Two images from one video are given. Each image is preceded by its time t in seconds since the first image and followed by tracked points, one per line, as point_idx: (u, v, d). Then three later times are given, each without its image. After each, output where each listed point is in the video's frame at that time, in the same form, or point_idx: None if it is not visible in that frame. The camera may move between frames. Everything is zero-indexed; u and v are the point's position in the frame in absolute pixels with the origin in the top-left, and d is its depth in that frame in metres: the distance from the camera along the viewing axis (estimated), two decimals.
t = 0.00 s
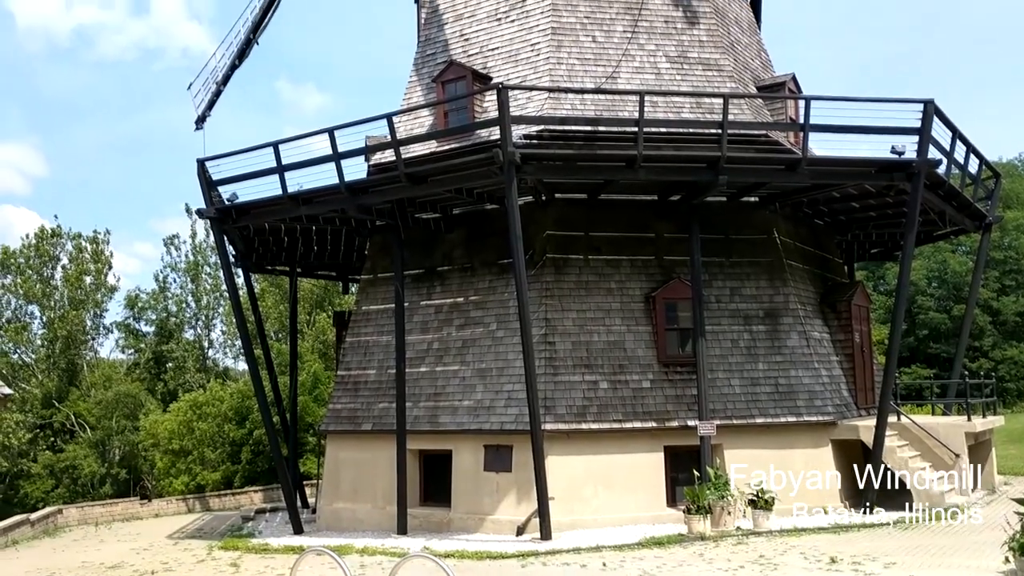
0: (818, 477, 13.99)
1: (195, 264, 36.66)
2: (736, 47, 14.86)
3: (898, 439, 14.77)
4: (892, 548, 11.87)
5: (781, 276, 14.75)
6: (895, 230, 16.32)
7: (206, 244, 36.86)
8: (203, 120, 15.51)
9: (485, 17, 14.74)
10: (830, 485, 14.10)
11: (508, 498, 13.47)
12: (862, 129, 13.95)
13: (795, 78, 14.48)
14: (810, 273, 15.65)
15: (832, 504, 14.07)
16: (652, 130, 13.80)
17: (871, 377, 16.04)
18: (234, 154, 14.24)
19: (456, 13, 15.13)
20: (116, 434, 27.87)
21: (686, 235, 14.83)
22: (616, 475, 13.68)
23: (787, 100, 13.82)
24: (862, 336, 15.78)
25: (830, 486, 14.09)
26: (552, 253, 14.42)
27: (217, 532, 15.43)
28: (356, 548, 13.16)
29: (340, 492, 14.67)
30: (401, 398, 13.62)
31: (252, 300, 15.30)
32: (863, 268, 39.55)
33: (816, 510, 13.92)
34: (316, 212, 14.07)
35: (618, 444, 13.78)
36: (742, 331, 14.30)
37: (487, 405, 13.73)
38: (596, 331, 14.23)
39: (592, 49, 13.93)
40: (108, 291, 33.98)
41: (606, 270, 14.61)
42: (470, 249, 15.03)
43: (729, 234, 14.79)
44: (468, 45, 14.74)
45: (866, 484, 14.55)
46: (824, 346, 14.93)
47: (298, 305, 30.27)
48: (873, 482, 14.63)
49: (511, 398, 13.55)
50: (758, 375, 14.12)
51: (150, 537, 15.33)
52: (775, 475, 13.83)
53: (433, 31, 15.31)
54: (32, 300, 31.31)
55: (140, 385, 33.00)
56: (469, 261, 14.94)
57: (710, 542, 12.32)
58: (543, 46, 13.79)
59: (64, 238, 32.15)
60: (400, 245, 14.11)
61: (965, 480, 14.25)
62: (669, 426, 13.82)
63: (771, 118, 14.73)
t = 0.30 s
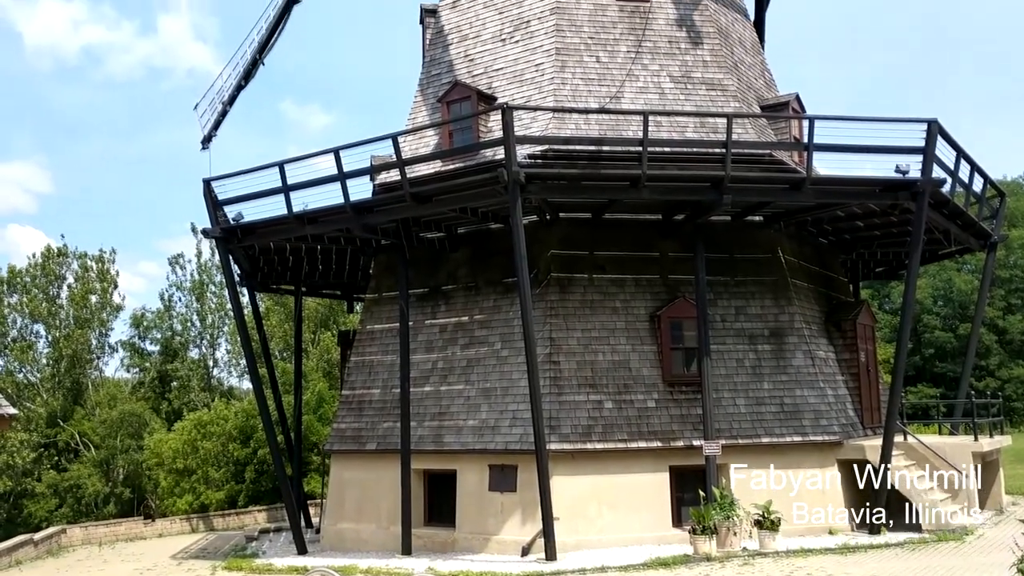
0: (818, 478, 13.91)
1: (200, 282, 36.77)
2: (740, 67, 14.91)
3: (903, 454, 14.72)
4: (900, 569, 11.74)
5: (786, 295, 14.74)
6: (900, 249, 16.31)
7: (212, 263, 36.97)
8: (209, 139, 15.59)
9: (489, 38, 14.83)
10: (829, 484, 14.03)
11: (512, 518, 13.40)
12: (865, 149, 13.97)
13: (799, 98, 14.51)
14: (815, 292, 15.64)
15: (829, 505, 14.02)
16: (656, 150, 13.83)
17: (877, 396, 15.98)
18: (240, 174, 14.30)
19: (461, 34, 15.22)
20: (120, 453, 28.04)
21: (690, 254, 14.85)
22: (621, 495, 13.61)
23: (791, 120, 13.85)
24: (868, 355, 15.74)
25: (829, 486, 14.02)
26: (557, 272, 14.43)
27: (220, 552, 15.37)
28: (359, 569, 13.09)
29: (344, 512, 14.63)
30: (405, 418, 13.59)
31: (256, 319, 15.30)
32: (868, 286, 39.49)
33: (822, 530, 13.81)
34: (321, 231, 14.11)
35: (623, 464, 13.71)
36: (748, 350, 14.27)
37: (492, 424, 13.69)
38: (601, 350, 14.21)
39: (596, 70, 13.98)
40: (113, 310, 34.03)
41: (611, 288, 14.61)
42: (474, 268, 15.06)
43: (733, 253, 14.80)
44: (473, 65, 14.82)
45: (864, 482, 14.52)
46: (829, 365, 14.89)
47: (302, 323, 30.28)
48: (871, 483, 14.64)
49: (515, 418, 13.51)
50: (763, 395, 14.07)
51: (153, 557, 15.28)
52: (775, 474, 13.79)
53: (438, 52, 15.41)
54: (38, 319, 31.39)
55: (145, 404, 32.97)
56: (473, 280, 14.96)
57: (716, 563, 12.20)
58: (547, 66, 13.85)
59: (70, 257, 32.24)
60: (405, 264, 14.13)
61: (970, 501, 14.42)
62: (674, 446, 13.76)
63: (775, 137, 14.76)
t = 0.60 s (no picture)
0: (818, 478, 13.77)
1: (205, 302, 36.83)
2: (743, 89, 14.97)
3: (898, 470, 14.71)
4: None
5: (790, 316, 14.73)
6: (904, 270, 16.30)
7: (216, 282, 37.03)
8: (215, 160, 15.66)
9: (494, 60, 14.92)
10: (829, 484, 13.87)
11: (516, 540, 13.31)
12: (869, 170, 13.99)
13: (803, 120, 14.55)
14: (820, 314, 15.64)
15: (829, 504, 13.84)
16: (661, 172, 13.87)
17: (882, 417, 15.92)
18: (245, 196, 14.36)
19: (466, 57, 15.31)
20: (122, 474, 28.44)
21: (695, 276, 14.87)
22: (626, 517, 13.53)
23: (795, 142, 13.88)
24: (873, 377, 15.70)
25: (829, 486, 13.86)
26: (561, 293, 14.43)
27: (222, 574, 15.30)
28: None
29: (347, 534, 14.56)
30: (409, 439, 13.55)
31: (260, 339, 15.30)
32: (872, 306, 39.43)
33: (828, 553, 13.70)
34: (325, 252, 14.14)
35: (627, 486, 13.64)
36: (752, 371, 14.24)
37: (496, 446, 13.64)
38: (605, 371, 14.18)
39: (600, 92, 14.04)
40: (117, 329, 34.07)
41: (615, 309, 14.62)
42: (479, 289, 15.07)
43: (738, 274, 14.81)
44: (477, 87, 14.89)
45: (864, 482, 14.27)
46: (834, 387, 14.85)
47: (307, 344, 30.29)
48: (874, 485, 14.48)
49: (519, 439, 13.46)
50: (768, 417, 14.01)
51: None
52: (775, 473, 13.57)
53: (443, 74, 15.50)
54: (42, 339, 31.49)
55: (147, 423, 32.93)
56: (477, 301, 14.97)
57: None
58: (552, 88, 13.91)
59: (75, 276, 32.34)
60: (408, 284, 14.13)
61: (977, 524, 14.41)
62: (679, 468, 13.69)
63: (779, 159, 14.78)
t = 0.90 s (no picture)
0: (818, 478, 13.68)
1: (209, 323, 36.86)
2: (747, 113, 15.01)
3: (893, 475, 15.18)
4: None
5: (795, 340, 14.69)
6: (909, 294, 16.27)
7: (220, 303, 37.07)
8: (221, 183, 15.73)
9: (499, 84, 14.98)
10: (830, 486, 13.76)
11: (520, 565, 13.20)
12: (873, 194, 13.99)
13: (807, 143, 14.57)
14: (824, 337, 15.60)
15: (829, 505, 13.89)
16: (665, 195, 13.88)
17: (888, 442, 15.84)
18: (250, 217, 14.39)
19: (470, 80, 15.40)
20: (125, 496, 29.84)
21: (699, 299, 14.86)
22: (630, 542, 13.42)
23: (799, 165, 13.89)
24: (878, 401, 15.63)
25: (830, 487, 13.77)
26: (565, 316, 14.42)
27: None
28: None
29: (349, 557, 14.48)
30: (412, 462, 13.49)
31: (264, 360, 15.28)
32: (877, 329, 39.31)
33: None
34: (329, 274, 14.15)
35: (631, 511, 13.55)
36: (757, 395, 14.18)
37: (499, 470, 13.57)
38: (609, 395, 14.13)
39: (604, 115, 14.08)
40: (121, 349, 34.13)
41: (619, 332, 14.60)
42: (483, 311, 15.07)
43: (742, 297, 14.79)
44: (482, 110, 14.96)
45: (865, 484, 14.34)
46: (839, 411, 14.78)
47: (310, 366, 30.29)
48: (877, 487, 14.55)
49: (523, 463, 13.39)
50: (773, 441, 13.93)
51: None
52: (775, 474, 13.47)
53: (448, 98, 15.59)
54: (46, 360, 31.55)
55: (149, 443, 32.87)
56: (481, 323, 14.97)
57: None
58: (556, 112, 13.96)
59: (80, 297, 32.40)
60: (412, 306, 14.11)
61: (986, 551, 14.23)
62: (684, 493, 13.59)
63: (783, 182, 14.79)
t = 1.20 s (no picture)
0: (817, 477, 13.70)
1: (211, 337, 36.87)
2: (749, 128, 15.06)
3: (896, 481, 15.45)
4: None
5: (798, 355, 14.66)
6: (912, 309, 16.26)
7: (223, 317, 37.07)
8: (224, 197, 15.77)
9: (501, 99, 15.04)
10: (829, 485, 13.79)
11: None
12: (875, 209, 14.00)
13: (808, 158, 14.60)
14: (827, 353, 15.59)
15: (828, 505, 13.66)
16: (667, 210, 13.90)
17: (892, 457, 15.80)
18: (253, 232, 14.41)
19: (473, 96, 15.46)
20: (127, 509, 30.09)
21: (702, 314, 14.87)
22: (632, 558, 13.34)
23: (801, 181, 13.91)
24: (881, 417, 15.60)
25: (829, 487, 13.76)
26: (567, 331, 14.42)
27: None
28: None
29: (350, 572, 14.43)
30: (414, 477, 13.46)
31: (266, 375, 15.26)
32: (879, 344, 39.27)
33: None
34: (332, 288, 14.17)
35: (632, 526, 13.48)
36: (760, 410, 14.15)
37: (501, 485, 13.54)
38: (611, 410, 14.11)
39: (607, 130, 14.12)
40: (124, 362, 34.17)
41: (622, 347, 14.59)
42: (485, 326, 15.08)
43: (745, 312, 14.79)
44: (485, 125, 15.01)
45: (864, 484, 14.40)
46: (842, 426, 14.74)
47: (313, 381, 30.29)
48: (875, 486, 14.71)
49: (525, 478, 13.36)
50: (776, 456, 13.88)
51: None
52: (774, 474, 13.58)
53: (451, 113, 15.65)
54: (49, 374, 31.56)
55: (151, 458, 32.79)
56: (484, 338, 14.97)
57: None
58: (559, 127, 14.00)
59: (83, 311, 32.41)
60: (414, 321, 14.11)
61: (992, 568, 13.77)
62: (687, 508, 13.54)
63: (785, 197, 14.82)
